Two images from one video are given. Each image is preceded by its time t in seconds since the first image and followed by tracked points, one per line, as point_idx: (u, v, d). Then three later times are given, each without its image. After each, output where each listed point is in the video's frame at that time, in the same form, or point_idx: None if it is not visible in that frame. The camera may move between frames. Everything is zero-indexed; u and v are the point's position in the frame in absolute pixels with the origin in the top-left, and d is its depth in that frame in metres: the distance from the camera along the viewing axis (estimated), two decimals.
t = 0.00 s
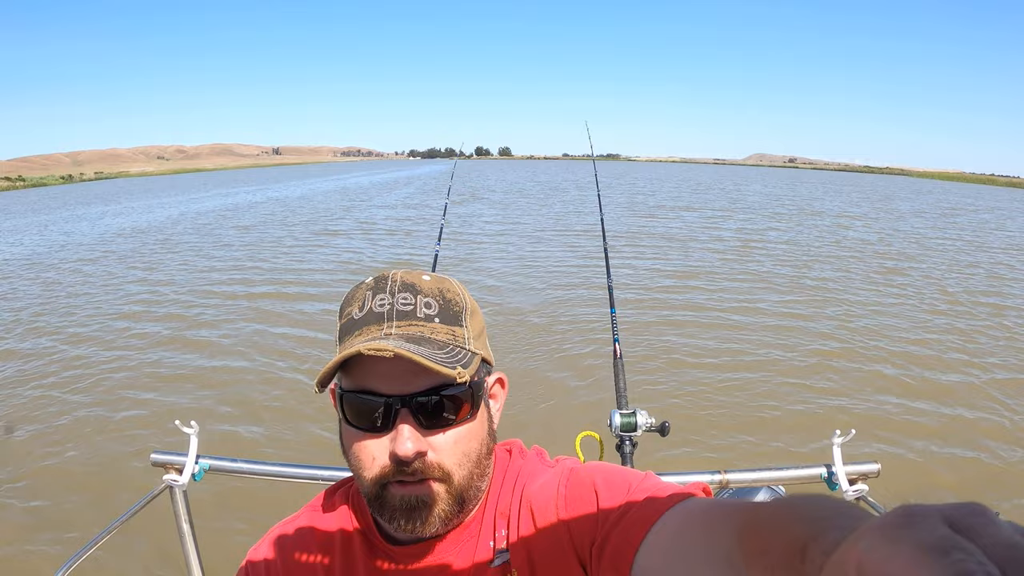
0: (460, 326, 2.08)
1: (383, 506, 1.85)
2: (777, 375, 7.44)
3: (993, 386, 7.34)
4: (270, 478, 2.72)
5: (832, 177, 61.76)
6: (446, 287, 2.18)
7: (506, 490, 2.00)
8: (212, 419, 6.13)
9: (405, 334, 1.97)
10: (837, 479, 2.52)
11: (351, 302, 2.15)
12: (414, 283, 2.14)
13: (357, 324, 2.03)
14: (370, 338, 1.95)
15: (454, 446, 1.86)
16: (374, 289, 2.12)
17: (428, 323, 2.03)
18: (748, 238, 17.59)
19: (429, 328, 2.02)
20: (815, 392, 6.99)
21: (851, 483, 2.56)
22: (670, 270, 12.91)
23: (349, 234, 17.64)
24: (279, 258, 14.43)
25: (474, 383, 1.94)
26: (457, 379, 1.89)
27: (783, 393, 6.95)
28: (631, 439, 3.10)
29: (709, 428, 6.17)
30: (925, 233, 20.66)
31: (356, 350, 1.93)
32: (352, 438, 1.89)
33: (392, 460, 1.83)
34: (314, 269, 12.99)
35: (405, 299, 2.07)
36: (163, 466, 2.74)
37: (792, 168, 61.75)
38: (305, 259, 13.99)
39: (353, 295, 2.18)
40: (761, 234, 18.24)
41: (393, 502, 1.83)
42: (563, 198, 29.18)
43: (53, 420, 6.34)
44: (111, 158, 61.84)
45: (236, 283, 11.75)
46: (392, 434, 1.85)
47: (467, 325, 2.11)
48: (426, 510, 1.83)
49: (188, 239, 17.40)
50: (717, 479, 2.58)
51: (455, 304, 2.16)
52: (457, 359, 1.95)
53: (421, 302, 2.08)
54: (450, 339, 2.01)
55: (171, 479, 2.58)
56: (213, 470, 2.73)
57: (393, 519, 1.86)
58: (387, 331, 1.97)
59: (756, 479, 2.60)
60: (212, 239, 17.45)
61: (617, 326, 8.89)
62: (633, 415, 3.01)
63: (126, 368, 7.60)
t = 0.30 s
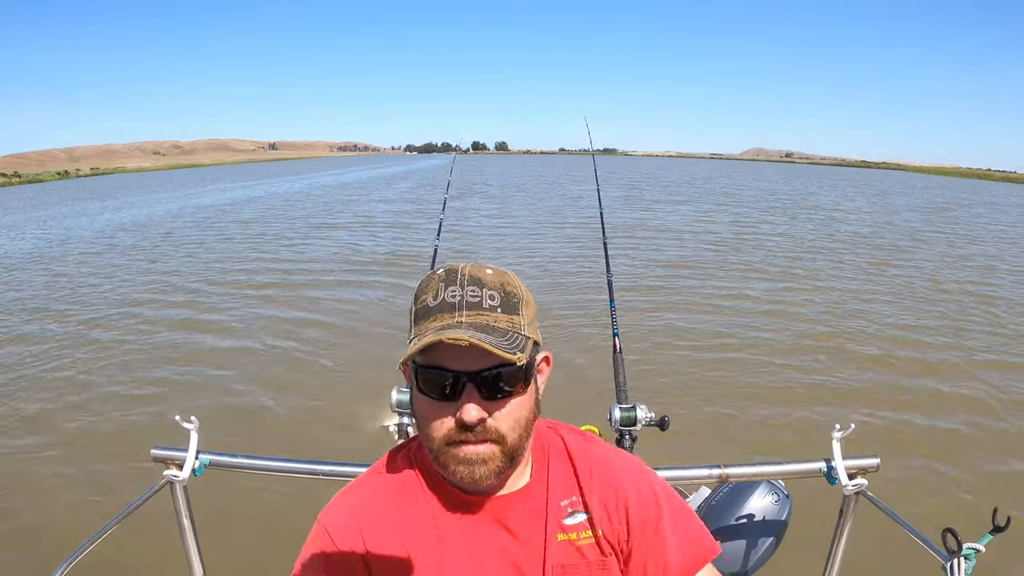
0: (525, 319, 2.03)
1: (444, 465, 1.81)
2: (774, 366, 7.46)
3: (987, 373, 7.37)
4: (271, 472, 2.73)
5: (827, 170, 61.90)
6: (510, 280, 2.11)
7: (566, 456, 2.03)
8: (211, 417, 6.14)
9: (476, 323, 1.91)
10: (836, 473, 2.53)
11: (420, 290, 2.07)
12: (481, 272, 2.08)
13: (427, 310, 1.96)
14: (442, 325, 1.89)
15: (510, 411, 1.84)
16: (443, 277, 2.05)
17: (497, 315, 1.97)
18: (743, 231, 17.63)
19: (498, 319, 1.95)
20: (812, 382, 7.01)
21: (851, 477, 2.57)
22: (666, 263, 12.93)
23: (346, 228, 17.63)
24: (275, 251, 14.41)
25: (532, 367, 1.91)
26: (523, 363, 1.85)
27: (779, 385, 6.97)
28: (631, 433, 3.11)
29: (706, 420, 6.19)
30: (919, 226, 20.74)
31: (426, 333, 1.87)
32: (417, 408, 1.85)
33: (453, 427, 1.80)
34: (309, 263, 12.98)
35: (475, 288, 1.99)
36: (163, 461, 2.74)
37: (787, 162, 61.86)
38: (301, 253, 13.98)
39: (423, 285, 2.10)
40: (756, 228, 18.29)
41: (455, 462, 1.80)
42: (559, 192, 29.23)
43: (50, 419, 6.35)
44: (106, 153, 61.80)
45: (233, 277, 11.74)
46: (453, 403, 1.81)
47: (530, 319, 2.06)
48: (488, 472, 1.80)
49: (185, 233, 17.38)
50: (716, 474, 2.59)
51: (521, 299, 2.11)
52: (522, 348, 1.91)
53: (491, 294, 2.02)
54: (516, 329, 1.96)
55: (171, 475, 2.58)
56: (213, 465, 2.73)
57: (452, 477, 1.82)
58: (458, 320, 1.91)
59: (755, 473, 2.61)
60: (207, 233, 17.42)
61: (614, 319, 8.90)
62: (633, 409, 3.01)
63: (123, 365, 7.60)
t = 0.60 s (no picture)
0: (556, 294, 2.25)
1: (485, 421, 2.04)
2: (772, 358, 7.41)
3: (984, 366, 7.35)
4: (268, 467, 2.73)
5: (824, 164, 61.84)
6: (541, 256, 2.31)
7: (575, 417, 2.31)
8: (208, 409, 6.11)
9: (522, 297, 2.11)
10: (834, 471, 2.53)
11: (463, 263, 2.19)
12: (516, 252, 2.25)
13: (471, 284, 2.13)
14: (490, 299, 2.07)
15: (543, 371, 2.10)
16: (483, 253, 2.20)
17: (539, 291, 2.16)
18: (738, 225, 17.58)
19: (540, 295, 2.15)
20: (809, 374, 6.97)
21: (848, 475, 2.56)
22: (662, 255, 12.89)
23: (341, 222, 17.63)
24: (270, 244, 14.35)
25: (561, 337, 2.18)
26: (556, 332, 2.11)
27: (778, 377, 6.94)
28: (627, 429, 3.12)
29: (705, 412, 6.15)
30: (913, 219, 20.74)
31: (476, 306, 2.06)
32: (462, 369, 2.07)
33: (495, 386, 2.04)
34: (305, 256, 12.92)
35: (514, 265, 2.16)
36: (160, 455, 2.73)
37: (784, 156, 61.84)
38: (297, 246, 13.97)
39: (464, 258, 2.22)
40: (752, 221, 18.25)
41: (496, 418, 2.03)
42: (554, 186, 29.17)
43: (45, 411, 6.30)
44: (102, 149, 61.82)
45: (229, 271, 11.73)
46: (495, 366, 2.04)
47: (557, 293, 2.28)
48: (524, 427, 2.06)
49: (180, 227, 17.32)
50: (713, 470, 2.58)
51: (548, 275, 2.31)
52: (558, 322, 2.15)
53: (531, 270, 2.19)
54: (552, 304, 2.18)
55: (168, 469, 2.57)
56: (210, 459, 2.72)
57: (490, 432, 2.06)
58: (505, 295, 2.08)
59: (752, 471, 2.61)
60: (201, 227, 17.35)
61: (611, 313, 8.86)
62: (630, 405, 3.01)
63: (117, 357, 7.54)
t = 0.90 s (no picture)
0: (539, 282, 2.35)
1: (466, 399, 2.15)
2: (770, 353, 7.35)
3: (983, 360, 7.31)
4: (264, 461, 2.73)
5: (822, 159, 61.83)
6: (526, 247, 2.42)
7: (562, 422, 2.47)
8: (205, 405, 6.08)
9: (504, 282, 2.20)
10: (829, 472, 2.51)
11: (451, 253, 2.31)
12: (501, 243, 2.37)
13: (459, 270, 2.23)
14: (476, 283, 2.17)
15: (524, 354, 2.19)
16: (470, 241, 2.32)
17: (521, 277, 2.27)
18: (734, 218, 17.52)
19: (522, 281, 2.25)
20: (810, 368, 6.90)
21: (844, 476, 2.54)
22: (656, 248, 12.90)
23: (337, 216, 17.63)
24: (267, 240, 14.30)
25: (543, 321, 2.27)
26: (538, 315, 2.21)
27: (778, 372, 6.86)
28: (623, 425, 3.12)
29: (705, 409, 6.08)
30: (908, 212, 20.73)
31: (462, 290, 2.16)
32: (449, 350, 2.15)
33: (480, 365, 2.12)
34: (302, 250, 12.91)
35: (499, 252, 2.28)
36: (156, 448, 2.72)
37: (782, 150, 61.85)
38: (294, 241, 13.98)
39: (454, 247, 2.35)
40: (749, 215, 18.19)
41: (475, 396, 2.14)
42: (550, 180, 29.12)
43: (42, 408, 6.26)
44: (98, 145, 61.81)
45: (226, 265, 11.72)
46: (480, 345, 2.13)
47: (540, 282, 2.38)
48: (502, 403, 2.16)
49: (175, 223, 17.26)
50: (708, 470, 2.56)
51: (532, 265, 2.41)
52: (540, 306, 2.25)
53: (515, 259, 2.30)
54: (535, 291, 2.29)
55: (164, 463, 2.56)
56: (206, 453, 2.71)
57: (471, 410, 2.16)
58: (489, 279, 2.19)
59: (748, 471, 2.58)
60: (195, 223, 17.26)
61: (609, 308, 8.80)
62: (627, 404, 3.00)
63: (113, 353, 7.49)
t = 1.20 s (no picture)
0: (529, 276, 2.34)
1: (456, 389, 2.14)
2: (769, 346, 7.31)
3: (979, 353, 7.31)
4: (263, 456, 2.70)
5: (818, 153, 61.79)
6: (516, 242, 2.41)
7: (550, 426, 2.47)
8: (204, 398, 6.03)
9: (495, 274, 2.19)
10: (826, 469, 2.50)
11: (442, 246, 2.30)
12: (491, 237, 2.35)
13: (450, 262, 2.22)
14: (468, 275, 2.16)
15: (514, 346, 2.18)
16: (460, 236, 2.30)
17: (512, 271, 2.26)
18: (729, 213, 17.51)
19: (513, 274, 2.24)
20: (809, 362, 6.86)
21: (840, 473, 2.53)
22: (650, 241, 12.90)
23: (332, 210, 17.61)
24: (263, 233, 14.26)
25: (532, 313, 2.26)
26: (528, 308, 2.20)
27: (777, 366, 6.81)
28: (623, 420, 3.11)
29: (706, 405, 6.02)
30: (901, 205, 20.79)
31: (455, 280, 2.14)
32: (439, 340, 2.13)
33: (471, 354, 2.11)
34: (298, 244, 12.89)
35: (490, 245, 2.26)
36: (154, 443, 2.70)
37: (779, 144, 61.84)
38: (290, 235, 13.96)
39: (445, 241, 2.33)
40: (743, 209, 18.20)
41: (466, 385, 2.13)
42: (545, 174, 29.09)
43: (39, 399, 6.21)
44: (93, 142, 61.80)
45: (223, 258, 11.67)
46: (470, 336, 2.12)
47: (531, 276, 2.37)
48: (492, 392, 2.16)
49: (169, 218, 17.18)
50: (705, 468, 2.54)
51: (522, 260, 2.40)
52: (530, 299, 2.24)
53: (506, 252, 2.28)
54: (525, 284, 2.28)
55: (161, 458, 2.54)
56: (203, 448, 2.67)
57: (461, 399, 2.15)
58: (479, 270, 2.17)
59: (745, 468, 2.56)
60: (190, 217, 17.17)
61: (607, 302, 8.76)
62: (626, 401, 2.97)
63: (109, 345, 7.42)
